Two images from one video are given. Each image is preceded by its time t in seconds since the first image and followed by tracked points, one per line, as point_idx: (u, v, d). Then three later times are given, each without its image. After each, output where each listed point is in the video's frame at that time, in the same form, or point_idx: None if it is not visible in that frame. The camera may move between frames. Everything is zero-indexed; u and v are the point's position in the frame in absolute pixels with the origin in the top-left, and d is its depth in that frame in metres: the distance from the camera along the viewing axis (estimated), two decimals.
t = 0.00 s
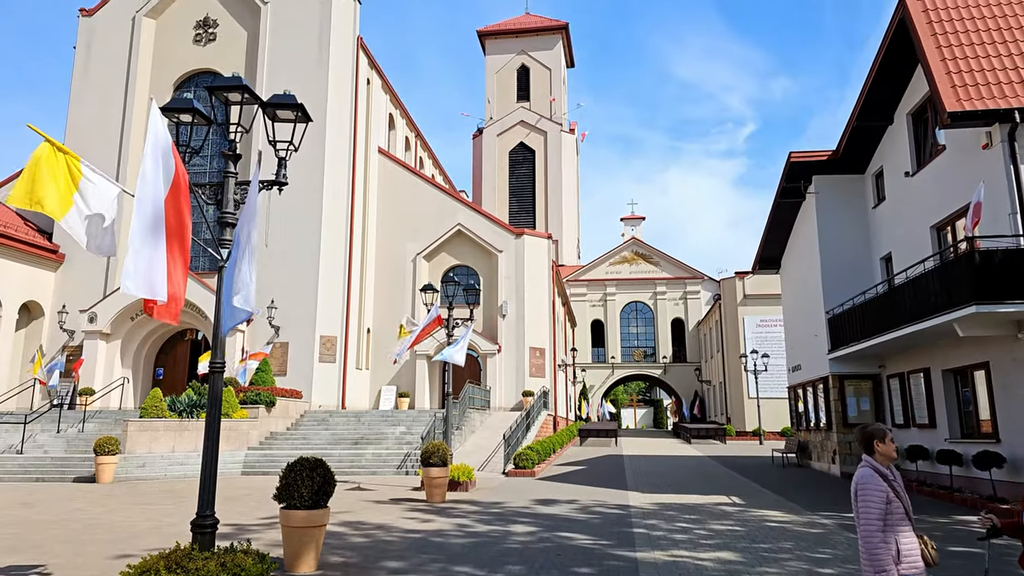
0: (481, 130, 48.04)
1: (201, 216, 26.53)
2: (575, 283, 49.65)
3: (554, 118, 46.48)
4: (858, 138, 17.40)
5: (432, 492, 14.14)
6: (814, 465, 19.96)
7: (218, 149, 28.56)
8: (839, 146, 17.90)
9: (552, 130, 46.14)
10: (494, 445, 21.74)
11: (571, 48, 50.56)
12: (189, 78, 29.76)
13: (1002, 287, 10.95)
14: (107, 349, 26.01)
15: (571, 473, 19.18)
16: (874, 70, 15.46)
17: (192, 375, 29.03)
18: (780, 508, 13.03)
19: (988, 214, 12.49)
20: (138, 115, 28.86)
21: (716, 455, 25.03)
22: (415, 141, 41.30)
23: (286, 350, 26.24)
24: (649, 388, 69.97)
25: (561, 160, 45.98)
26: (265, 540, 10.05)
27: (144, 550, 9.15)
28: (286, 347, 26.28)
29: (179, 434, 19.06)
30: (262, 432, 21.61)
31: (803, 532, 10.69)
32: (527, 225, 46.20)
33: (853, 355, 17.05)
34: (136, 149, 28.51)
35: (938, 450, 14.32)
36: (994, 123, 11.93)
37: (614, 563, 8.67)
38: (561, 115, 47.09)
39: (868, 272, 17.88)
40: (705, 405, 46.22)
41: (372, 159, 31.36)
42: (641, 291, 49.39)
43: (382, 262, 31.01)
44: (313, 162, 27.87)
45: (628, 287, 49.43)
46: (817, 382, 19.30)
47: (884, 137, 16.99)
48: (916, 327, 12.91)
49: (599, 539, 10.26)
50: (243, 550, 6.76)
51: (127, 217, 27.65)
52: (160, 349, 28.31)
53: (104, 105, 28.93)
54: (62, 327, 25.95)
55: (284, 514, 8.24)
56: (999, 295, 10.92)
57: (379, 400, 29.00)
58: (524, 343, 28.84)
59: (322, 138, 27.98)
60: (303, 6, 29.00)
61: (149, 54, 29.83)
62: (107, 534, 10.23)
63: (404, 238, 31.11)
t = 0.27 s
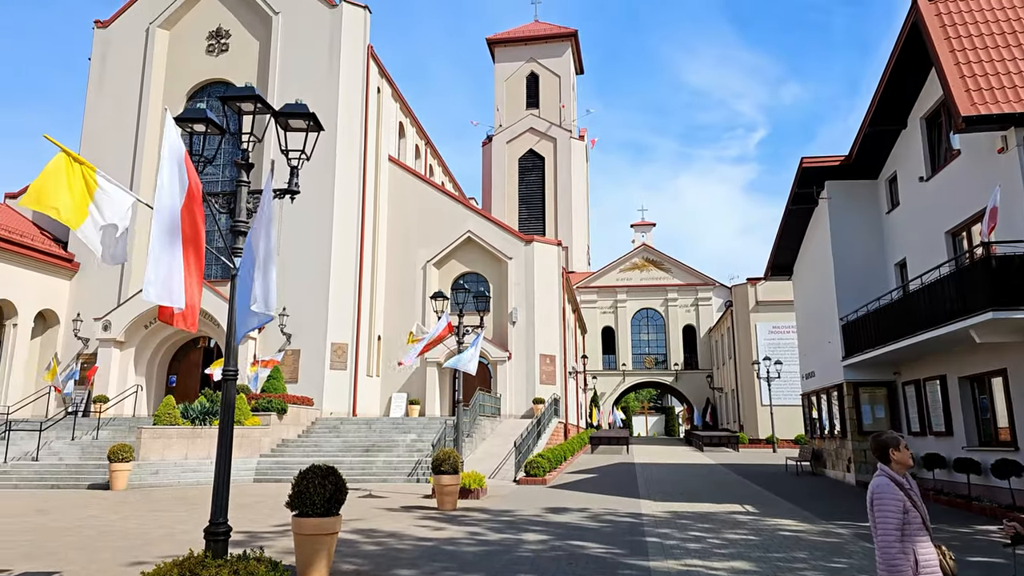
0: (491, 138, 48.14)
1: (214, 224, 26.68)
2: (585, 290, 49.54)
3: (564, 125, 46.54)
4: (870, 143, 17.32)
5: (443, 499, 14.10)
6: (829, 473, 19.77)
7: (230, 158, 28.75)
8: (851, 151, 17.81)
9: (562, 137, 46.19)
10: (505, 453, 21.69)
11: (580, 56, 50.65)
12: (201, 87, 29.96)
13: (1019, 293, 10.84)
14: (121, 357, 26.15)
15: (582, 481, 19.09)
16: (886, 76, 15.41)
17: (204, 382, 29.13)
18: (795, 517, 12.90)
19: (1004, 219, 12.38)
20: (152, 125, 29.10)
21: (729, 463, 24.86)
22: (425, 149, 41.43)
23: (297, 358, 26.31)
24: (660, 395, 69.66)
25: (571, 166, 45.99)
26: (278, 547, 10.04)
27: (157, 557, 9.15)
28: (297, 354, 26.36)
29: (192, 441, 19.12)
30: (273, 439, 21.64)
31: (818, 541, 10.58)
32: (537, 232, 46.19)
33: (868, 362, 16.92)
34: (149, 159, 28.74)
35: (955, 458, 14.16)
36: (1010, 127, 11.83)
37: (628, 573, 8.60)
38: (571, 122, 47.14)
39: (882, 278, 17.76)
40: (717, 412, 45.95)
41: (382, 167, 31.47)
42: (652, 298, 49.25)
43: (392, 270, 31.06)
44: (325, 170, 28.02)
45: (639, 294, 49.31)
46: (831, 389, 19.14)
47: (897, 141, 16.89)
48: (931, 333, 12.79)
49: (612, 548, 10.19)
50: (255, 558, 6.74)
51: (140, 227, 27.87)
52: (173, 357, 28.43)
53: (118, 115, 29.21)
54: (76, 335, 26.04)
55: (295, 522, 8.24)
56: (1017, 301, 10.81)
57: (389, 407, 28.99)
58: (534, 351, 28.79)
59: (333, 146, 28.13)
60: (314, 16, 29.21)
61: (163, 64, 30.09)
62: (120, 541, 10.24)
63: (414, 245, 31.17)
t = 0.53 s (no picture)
0: (514, 144, 48.22)
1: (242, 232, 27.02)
2: (610, 296, 49.30)
3: (587, 131, 46.49)
4: (901, 145, 17.03)
5: (469, 506, 14.08)
6: (861, 482, 19.41)
7: (258, 167, 29.10)
8: (881, 154, 17.54)
9: (585, 143, 46.14)
10: (530, 460, 21.61)
11: (604, 61, 50.56)
12: (229, 98, 30.37)
13: None
14: (152, 363, 26.54)
15: (608, 489, 18.95)
16: (918, 75, 15.13)
17: (233, 388, 29.45)
18: (826, 526, 12.67)
19: None
20: (181, 135, 29.60)
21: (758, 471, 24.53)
22: (449, 156, 41.62)
23: (323, 364, 26.51)
24: (688, 402, 69.18)
25: (595, 172, 45.87)
26: (306, 553, 10.07)
27: (188, 561, 9.22)
28: (323, 361, 26.56)
29: (220, 447, 19.32)
30: (300, 445, 21.80)
31: (851, 552, 10.36)
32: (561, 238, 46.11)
33: (901, 368, 16.59)
34: (179, 168, 29.22)
35: (993, 467, 13.81)
36: None
37: None
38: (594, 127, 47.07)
39: (915, 283, 17.43)
40: (745, 420, 45.40)
41: (407, 174, 31.67)
42: (678, 304, 48.90)
43: (417, 276, 31.18)
44: (350, 179, 28.25)
45: (665, 300, 48.97)
46: (863, 396, 18.79)
47: (929, 143, 16.59)
48: (966, 340, 12.50)
49: (639, 557, 10.08)
50: (283, 563, 6.77)
51: (170, 236, 28.34)
52: (202, 364, 28.79)
53: (149, 126, 29.76)
54: (108, 342, 26.50)
55: (322, 528, 8.26)
56: None
57: (415, 414, 29.06)
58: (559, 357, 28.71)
59: (359, 155, 28.35)
60: (339, 26, 29.50)
61: (192, 76, 30.60)
62: (152, 545, 10.34)
63: (439, 252, 31.28)
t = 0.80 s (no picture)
0: (545, 150, 48.21)
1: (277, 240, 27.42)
2: (643, 301, 48.92)
3: (619, 135, 46.31)
4: (943, 145, 16.62)
5: (502, 513, 14.04)
6: (904, 490, 18.93)
7: (292, 176, 29.51)
8: (922, 154, 17.13)
9: (617, 147, 45.94)
10: (564, 467, 21.49)
11: (634, 65, 50.37)
12: (264, 108, 30.86)
13: None
14: (191, 370, 27.04)
15: (643, 497, 18.76)
16: (960, 73, 14.76)
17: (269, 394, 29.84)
18: (869, 536, 12.36)
19: None
20: (218, 145, 30.16)
21: (797, 479, 24.05)
22: (479, 163, 41.76)
23: (357, 371, 26.72)
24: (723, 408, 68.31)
25: (626, 177, 45.65)
26: (341, 558, 10.12)
27: (226, 566, 9.32)
28: (357, 367, 26.77)
29: (257, 452, 19.57)
30: (335, 451, 21.98)
31: (895, 563, 10.09)
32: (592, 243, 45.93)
33: (945, 374, 16.16)
34: (216, 177, 29.77)
35: None
36: None
37: None
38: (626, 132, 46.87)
39: (958, 286, 16.99)
40: (782, 427, 44.65)
41: (438, 181, 31.84)
42: (712, 309, 48.34)
43: (449, 283, 31.29)
44: (383, 186, 28.46)
45: (698, 305, 48.45)
46: (905, 402, 18.34)
47: (972, 143, 16.17)
48: (1014, 345, 12.12)
49: (676, 566, 9.93)
50: (320, 568, 6.81)
51: (207, 244, 28.87)
52: (239, 370, 29.22)
53: (187, 137, 30.39)
54: (149, 349, 27.05)
55: (358, 533, 8.30)
56: None
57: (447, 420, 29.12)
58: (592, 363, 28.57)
59: (391, 163, 28.56)
60: (371, 35, 29.82)
61: (228, 87, 31.17)
62: (191, 549, 10.47)
63: (470, 258, 31.34)
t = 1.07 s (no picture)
0: (575, 154, 48.14)
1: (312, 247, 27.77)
2: (675, 306, 48.47)
3: (650, 138, 46.08)
4: (986, 143, 16.20)
5: (536, 519, 14.01)
6: (948, 498, 18.44)
7: (325, 184, 29.86)
8: (963, 153, 16.72)
9: (648, 150, 45.69)
10: (597, 473, 21.37)
11: (665, 67, 50.07)
12: (298, 118, 31.28)
13: None
14: (228, 376, 27.48)
15: (678, 503, 18.57)
16: (1000, 70, 14.41)
17: (304, 400, 30.19)
18: (912, 545, 12.07)
19: None
20: (254, 154, 30.68)
21: (836, 486, 23.59)
22: (509, 168, 41.82)
23: (390, 376, 26.91)
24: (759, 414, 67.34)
25: (658, 180, 45.35)
26: (377, 563, 10.18)
27: (264, 569, 9.44)
28: (390, 373, 26.96)
29: (293, 457, 19.81)
30: (369, 456, 22.15)
31: (940, 573, 9.85)
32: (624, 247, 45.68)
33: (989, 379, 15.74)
34: (251, 186, 30.28)
35: None
36: None
37: None
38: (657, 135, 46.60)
39: (1002, 288, 16.55)
40: (821, 432, 43.86)
41: (469, 187, 31.99)
42: (747, 313, 47.73)
43: (480, 288, 31.37)
44: (414, 193, 28.67)
45: (733, 309, 47.88)
46: (948, 407, 17.90)
47: (1016, 140, 15.74)
48: None
49: (713, 574, 9.81)
50: (355, 571, 6.88)
51: (243, 251, 29.37)
52: (275, 376, 29.62)
53: (223, 147, 30.98)
54: (187, 355, 27.55)
55: (392, 539, 8.35)
56: None
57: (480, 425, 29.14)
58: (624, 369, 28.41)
59: (422, 169, 28.76)
60: (401, 43, 30.12)
61: (263, 97, 31.70)
62: (229, 553, 10.63)
63: (501, 264, 31.39)
